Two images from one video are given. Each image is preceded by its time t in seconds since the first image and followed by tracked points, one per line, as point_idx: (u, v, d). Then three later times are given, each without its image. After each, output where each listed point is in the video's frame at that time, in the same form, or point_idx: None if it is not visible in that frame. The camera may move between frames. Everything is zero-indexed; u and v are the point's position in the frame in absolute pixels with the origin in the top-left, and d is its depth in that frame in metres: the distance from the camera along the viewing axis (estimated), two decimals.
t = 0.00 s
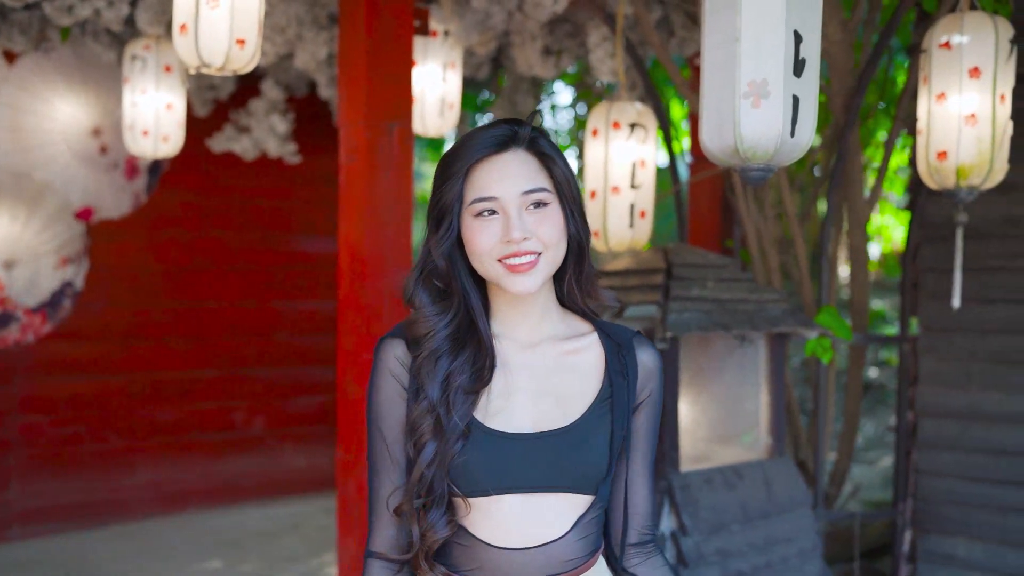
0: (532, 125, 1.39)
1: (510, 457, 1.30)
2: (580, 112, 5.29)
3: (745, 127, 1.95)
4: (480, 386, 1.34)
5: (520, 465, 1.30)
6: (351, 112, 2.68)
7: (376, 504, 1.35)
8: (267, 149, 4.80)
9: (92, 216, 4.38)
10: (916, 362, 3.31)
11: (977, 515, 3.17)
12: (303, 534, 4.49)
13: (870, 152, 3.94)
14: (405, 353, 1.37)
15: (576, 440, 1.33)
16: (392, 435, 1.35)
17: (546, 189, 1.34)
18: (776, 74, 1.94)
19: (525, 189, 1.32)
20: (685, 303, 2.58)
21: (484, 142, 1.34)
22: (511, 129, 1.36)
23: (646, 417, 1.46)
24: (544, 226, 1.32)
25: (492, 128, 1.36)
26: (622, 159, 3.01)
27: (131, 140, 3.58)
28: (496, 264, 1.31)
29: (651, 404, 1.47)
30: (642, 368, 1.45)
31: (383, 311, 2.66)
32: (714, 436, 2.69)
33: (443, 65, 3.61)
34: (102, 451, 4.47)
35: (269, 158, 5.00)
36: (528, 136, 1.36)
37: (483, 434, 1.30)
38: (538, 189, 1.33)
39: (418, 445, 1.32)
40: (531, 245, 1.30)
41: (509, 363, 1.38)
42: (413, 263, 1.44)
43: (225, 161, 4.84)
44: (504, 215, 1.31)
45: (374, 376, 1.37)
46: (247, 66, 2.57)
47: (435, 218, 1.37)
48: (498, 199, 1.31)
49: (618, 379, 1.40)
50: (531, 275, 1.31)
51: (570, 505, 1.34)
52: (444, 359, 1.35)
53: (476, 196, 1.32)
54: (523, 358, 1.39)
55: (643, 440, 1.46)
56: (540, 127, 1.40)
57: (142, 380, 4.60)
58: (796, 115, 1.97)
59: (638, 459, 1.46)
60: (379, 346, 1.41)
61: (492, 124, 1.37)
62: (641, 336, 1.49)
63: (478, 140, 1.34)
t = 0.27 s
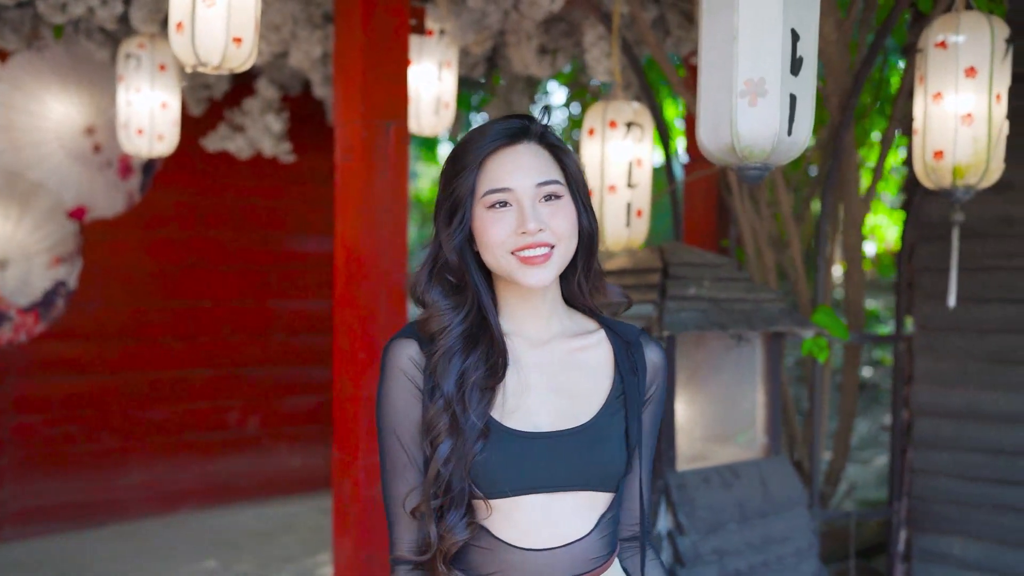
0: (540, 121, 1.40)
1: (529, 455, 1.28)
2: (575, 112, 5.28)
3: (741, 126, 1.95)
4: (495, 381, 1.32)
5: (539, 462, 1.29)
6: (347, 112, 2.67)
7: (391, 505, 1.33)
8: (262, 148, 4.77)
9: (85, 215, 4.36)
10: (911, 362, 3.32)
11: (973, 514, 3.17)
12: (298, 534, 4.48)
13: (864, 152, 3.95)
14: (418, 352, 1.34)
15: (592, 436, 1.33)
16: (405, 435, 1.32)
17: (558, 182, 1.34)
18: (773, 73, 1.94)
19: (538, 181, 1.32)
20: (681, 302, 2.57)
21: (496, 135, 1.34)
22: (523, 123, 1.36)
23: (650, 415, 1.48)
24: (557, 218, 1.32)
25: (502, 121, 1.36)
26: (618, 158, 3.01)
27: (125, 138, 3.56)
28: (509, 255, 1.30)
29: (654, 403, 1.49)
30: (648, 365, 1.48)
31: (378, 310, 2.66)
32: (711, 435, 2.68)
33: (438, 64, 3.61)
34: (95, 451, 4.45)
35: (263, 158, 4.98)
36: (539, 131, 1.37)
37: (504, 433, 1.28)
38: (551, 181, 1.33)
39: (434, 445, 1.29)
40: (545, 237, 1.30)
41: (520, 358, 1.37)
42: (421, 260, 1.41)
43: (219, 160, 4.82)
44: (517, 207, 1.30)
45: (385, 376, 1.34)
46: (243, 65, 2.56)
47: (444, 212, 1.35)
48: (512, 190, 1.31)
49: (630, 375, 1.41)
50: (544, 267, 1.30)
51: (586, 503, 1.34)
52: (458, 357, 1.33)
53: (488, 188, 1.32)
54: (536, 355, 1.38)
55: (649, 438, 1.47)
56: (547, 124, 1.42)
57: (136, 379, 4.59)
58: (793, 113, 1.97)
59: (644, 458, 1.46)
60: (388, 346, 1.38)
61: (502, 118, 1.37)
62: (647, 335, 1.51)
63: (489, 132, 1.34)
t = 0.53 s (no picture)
0: (549, 113, 1.37)
1: (557, 449, 1.23)
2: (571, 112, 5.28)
3: (741, 124, 1.95)
4: (521, 374, 1.26)
5: (568, 456, 1.24)
6: (345, 112, 2.66)
7: (414, 508, 1.24)
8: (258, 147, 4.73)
9: (80, 214, 4.34)
10: (909, 362, 3.32)
11: (971, 513, 3.17)
12: (295, 534, 4.46)
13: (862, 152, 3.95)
14: (441, 346, 1.26)
15: (616, 428, 1.29)
16: (429, 433, 1.24)
17: (572, 173, 1.31)
18: (774, 72, 1.93)
19: (554, 171, 1.28)
20: (681, 302, 2.57)
21: (507, 124, 1.30)
22: (534, 114, 1.32)
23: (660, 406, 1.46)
24: (573, 209, 1.28)
25: (513, 112, 1.32)
26: (617, 157, 3.01)
27: (122, 138, 3.54)
28: (525, 248, 1.26)
29: (662, 394, 1.47)
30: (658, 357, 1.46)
31: (377, 311, 2.65)
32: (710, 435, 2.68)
33: (436, 63, 3.60)
34: (91, 451, 4.43)
35: (259, 157, 4.97)
36: (549, 122, 1.34)
37: (532, 427, 1.23)
38: (565, 172, 1.30)
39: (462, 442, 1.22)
40: (562, 228, 1.26)
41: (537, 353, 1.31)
42: (435, 253, 1.33)
43: (214, 159, 4.81)
44: (533, 198, 1.26)
45: (404, 373, 1.26)
46: (243, 63, 2.55)
47: (457, 205, 1.29)
48: (527, 181, 1.27)
49: (645, 365, 1.38)
50: (561, 260, 1.26)
51: (613, 497, 1.29)
52: (482, 350, 1.26)
53: (502, 179, 1.27)
54: (556, 347, 1.33)
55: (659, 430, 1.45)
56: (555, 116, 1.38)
57: (132, 379, 4.57)
58: (793, 112, 1.97)
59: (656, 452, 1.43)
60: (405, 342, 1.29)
61: (512, 109, 1.33)
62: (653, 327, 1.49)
63: (500, 122, 1.30)
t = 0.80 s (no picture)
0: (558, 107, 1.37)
1: (590, 448, 1.23)
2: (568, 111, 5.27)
3: (742, 122, 1.94)
4: (548, 371, 1.24)
5: (600, 456, 1.24)
6: (342, 110, 2.64)
7: (443, 515, 1.21)
8: (254, 145, 4.71)
9: (74, 212, 4.28)
10: (907, 361, 3.31)
11: (969, 512, 3.18)
12: (290, 535, 4.45)
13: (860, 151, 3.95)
14: (467, 347, 1.23)
15: (641, 424, 1.29)
16: (459, 438, 1.21)
17: (586, 166, 1.30)
18: (775, 70, 1.93)
19: (569, 164, 1.28)
20: (680, 301, 2.57)
21: (518, 120, 1.29)
22: (544, 108, 1.32)
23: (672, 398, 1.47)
24: (590, 201, 1.28)
25: (523, 106, 1.31)
26: (617, 156, 3.01)
27: (116, 136, 3.52)
28: (545, 242, 1.25)
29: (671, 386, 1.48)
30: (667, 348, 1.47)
31: (374, 309, 2.64)
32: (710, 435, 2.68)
33: (433, 61, 3.58)
34: (85, 451, 4.41)
35: (255, 156, 4.95)
36: (559, 116, 1.33)
37: (566, 427, 1.22)
38: (580, 165, 1.29)
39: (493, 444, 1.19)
40: (581, 221, 1.26)
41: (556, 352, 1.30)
42: (452, 254, 1.31)
43: (209, 158, 4.79)
44: (550, 192, 1.26)
45: (429, 375, 1.22)
46: (241, 61, 2.54)
47: (473, 202, 1.28)
48: (544, 175, 1.26)
49: (657, 358, 1.39)
50: (581, 253, 1.26)
51: (640, 496, 1.29)
52: (509, 349, 1.23)
53: (518, 174, 1.26)
54: (576, 343, 1.33)
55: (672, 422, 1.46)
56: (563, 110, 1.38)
57: (126, 379, 4.55)
58: (795, 110, 1.96)
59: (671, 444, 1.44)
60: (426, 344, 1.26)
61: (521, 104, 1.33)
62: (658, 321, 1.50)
63: (511, 117, 1.29)
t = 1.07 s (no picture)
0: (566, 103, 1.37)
1: (619, 448, 1.25)
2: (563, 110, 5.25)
3: (744, 119, 1.93)
4: (574, 372, 1.25)
5: (628, 455, 1.25)
6: (339, 108, 2.62)
7: (475, 520, 1.20)
8: (249, 143, 4.64)
9: (67, 211, 4.24)
10: (904, 359, 3.31)
11: (966, 511, 3.18)
12: (285, 534, 4.42)
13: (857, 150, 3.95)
14: (495, 349, 1.23)
15: (660, 421, 1.31)
16: (489, 442, 1.21)
17: (601, 161, 1.32)
18: (776, 66, 1.92)
19: (586, 160, 1.29)
20: (680, 298, 2.56)
21: (532, 117, 1.29)
22: (555, 104, 1.33)
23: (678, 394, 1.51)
24: (608, 197, 1.29)
25: (535, 103, 1.32)
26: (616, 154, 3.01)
27: (109, 133, 3.50)
28: (566, 240, 1.26)
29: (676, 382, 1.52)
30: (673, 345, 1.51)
31: (370, 308, 2.62)
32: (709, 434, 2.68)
33: (429, 59, 3.57)
34: (78, 451, 4.38)
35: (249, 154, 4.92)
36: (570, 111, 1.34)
37: (595, 428, 1.24)
38: (595, 160, 1.30)
39: (524, 446, 1.20)
40: (600, 217, 1.27)
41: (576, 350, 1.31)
42: (471, 256, 1.31)
43: (203, 156, 4.76)
44: (569, 189, 1.27)
45: (457, 378, 1.22)
46: (238, 57, 2.52)
47: (491, 202, 1.28)
48: (561, 172, 1.27)
49: (665, 356, 1.43)
50: (602, 250, 1.27)
51: (662, 494, 1.32)
52: (537, 351, 1.24)
53: (536, 172, 1.27)
54: (593, 342, 1.36)
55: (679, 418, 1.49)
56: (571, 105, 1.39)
57: (118, 379, 4.52)
58: (796, 108, 1.95)
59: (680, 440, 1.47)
60: (451, 348, 1.25)
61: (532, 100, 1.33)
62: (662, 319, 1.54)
63: (520, 115, 1.29)
